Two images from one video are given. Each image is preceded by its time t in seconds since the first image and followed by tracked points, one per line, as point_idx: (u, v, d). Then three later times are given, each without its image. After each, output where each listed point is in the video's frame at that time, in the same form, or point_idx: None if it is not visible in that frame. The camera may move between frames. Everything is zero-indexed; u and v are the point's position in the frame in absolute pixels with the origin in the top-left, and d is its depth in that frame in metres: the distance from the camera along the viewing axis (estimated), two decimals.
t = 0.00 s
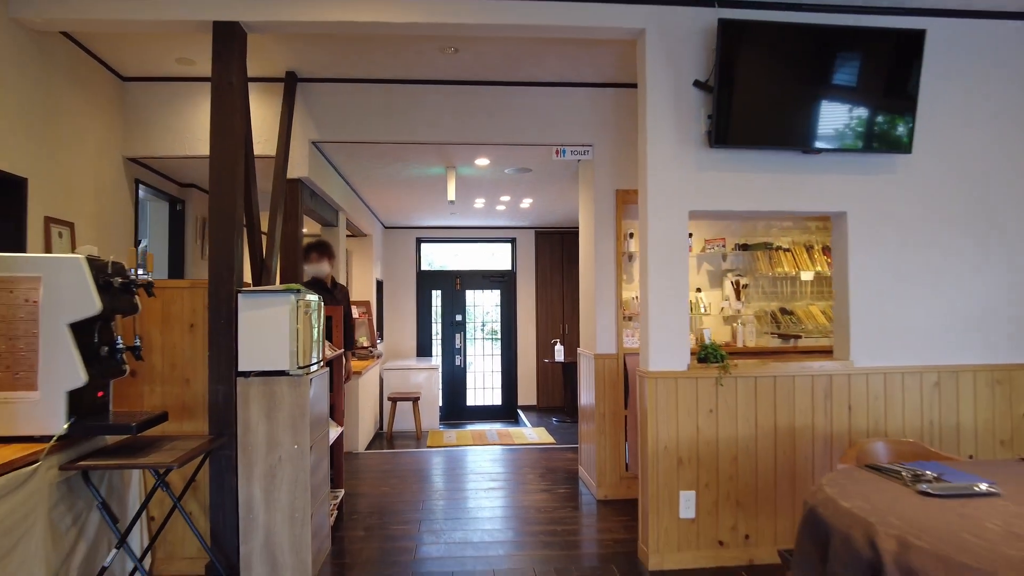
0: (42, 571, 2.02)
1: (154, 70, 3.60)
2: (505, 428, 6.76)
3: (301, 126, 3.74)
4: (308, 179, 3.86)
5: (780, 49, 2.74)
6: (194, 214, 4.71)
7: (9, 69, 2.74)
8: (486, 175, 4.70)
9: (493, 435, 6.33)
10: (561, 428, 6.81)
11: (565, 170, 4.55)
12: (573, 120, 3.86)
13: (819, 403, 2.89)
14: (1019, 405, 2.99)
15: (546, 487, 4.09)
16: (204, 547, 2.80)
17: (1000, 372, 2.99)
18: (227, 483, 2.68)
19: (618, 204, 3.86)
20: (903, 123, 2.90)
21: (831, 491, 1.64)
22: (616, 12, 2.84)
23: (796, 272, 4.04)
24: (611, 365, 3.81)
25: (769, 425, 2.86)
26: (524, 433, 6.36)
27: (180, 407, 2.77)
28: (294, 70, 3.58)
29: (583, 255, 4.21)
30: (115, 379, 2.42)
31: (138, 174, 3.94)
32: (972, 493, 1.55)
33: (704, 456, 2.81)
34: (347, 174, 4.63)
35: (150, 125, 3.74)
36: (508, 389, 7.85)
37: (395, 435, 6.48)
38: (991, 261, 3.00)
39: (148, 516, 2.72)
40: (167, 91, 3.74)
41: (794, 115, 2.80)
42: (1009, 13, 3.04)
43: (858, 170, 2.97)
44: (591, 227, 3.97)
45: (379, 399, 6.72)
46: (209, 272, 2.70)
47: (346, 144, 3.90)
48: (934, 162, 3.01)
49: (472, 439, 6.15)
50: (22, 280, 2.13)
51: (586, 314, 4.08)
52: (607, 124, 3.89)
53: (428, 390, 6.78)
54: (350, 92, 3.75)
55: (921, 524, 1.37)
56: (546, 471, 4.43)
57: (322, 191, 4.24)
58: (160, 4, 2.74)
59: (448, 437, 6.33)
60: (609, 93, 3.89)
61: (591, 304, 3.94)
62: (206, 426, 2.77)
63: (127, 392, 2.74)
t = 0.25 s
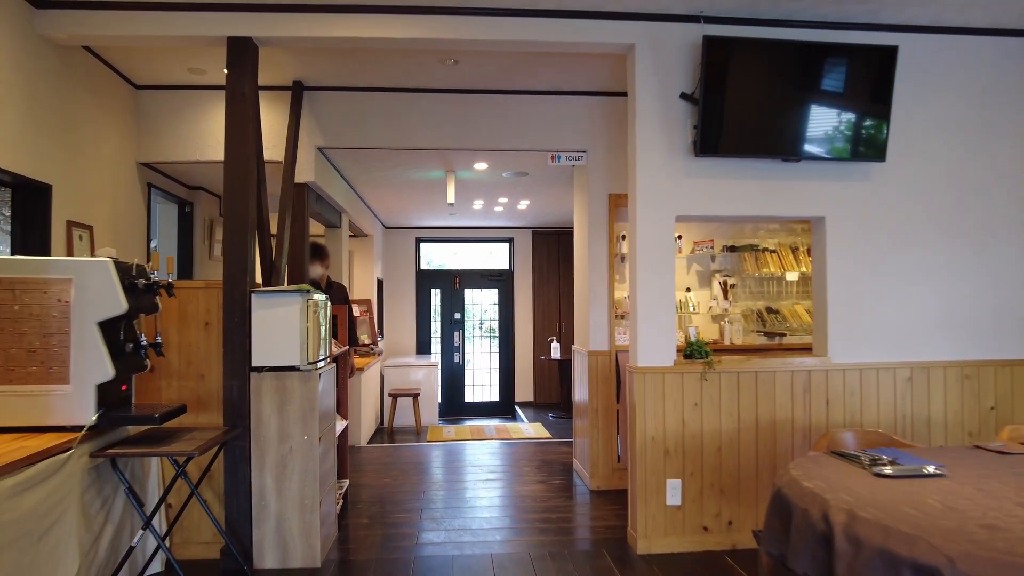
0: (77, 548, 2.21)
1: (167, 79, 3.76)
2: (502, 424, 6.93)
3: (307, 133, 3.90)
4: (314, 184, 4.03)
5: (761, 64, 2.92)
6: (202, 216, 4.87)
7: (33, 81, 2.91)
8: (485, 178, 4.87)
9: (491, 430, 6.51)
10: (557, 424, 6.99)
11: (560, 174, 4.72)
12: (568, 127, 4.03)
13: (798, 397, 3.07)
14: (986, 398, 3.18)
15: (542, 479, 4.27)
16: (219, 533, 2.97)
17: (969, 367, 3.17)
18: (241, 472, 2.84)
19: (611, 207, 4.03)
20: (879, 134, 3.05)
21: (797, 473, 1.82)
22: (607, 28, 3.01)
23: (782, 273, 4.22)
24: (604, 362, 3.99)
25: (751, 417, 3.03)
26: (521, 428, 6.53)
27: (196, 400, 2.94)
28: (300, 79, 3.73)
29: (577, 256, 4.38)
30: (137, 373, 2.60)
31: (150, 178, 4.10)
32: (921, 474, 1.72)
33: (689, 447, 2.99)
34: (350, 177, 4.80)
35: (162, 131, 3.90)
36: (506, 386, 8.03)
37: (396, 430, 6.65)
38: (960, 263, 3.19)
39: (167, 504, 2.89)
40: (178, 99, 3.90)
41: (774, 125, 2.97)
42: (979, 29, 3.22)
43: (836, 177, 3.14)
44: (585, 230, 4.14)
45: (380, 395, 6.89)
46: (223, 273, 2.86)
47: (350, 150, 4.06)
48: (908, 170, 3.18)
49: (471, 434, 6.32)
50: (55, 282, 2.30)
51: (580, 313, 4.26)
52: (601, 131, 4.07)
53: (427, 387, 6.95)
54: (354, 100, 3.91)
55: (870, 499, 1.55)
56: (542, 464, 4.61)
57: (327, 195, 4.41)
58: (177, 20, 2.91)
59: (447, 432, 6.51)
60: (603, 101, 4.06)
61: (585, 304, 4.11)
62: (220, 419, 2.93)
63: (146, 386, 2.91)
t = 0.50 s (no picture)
0: (101, 532, 2.38)
1: (177, 87, 3.92)
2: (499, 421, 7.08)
3: (311, 139, 4.05)
4: (319, 188, 4.18)
5: (744, 77, 3.08)
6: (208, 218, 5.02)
7: (54, 93, 3.06)
8: (483, 182, 5.02)
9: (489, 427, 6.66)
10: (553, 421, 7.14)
11: (555, 178, 4.87)
12: (563, 133, 4.19)
13: (780, 393, 3.22)
14: (959, 394, 3.34)
15: (537, 473, 4.42)
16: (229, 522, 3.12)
17: (943, 364, 3.34)
18: (251, 462, 2.98)
19: (604, 211, 4.19)
20: (855, 143, 3.23)
21: (769, 460, 1.98)
22: (598, 42, 3.16)
23: (769, 274, 4.39)
24: (597, 360, 4.15)
25: (735, 412, 3.20)
26: (518, 425, 6.69)
27: (208, 395, 3.08)
28: (305, 88, 3.87)
29: (572, 257, 4.54)
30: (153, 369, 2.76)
31: (160, 182, 4.25)
32: (881, 461, 1.88)
33: (676, 441, 3.15)
34: (352, 181, 4.95)
35: (171, 137, 4.05)
36: (503, 384, 8.18)
37: (396, 427, 6.81)
38: (934, 266, 3.36)
39: (180, 494, 3.04)
40: (187, 106, 4.05)
41: (757, 135, 3.14)
42: (952, 43, 3.38)
43: (816, 183, 3.31)
44: (579, 232, 4.30)
45: (380, 392, 7.04)
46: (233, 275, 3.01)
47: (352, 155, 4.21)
48: (885, 177, 3.35)
49: (468, 430, 6.48)
50: (79, 284, 2.46)
51: (575, 312, 4.42)
52: (594, 138, 4.23)
53: (426, 385, 7.10)
54: (356, 108, 4.06)
55: (831, 482, 1.72)
56: (537, 458, 4.76)
57: (330, 198, 4.56)
58: (190, 34, 3.06)
59: (446, 429, 6.66)
60: (596, 109, 4.22)
61: (579, 304, 4.27)
62: (231, 413, 3.09)
63: (160, 381, 3.06)
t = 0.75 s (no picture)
0: (120, 522, 2.51)
1: (185, 94, 4.04)
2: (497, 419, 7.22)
3: (315, 145, 4.18)
4: (323, 192, 4.31)
5: (732, 88, 3.22)
6: (214, 221, 5.14)
7: (71, 102, 3.18)
8: (482, 185, 5.16)
9: (487, 424, 6.80)
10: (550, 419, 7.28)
11: (552, 182, 5.01)
12: (559, 139, 4.32)
13: (767, 390, 3.36)
14: (939, 392, 3.49)
15: (534, 468, 4.55)
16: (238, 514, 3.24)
17: (923, 363, 3.48)
18: (260, 457, 3.11)
19: (599, 215, 4.32)
20: (840, 151, 3.36)
21: (751, 452, 2.12)
22: (593, 54, 3.30)
23: (759, 276, 4.53)
24: (592, 359, 4.29)
25: (724, 409, 3.33)
26: (515, 423, 6.82)
27: (218, 392, 3.21)
28: (310, 96, 4.00)
29: (568, 259, 4.68)
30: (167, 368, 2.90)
31: (167, 186, 4.38)
32: (854, 453, 2.02)
33: (668, 436, 3.29)
34: (355, 185, 5.08)
35: (180, 143, 4.17)
36: (501, 383, 8.31)
37: (396, 425, 6.94)
38: (915, 268, 3.50)
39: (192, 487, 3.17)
40: (195, 113, 4.18)
41: (745, 143, 3.27)
42: (933, 54, 3.53)
43: (802, 189, 3.45)
44: (575, 235, 4.44)
45: (380, 391, 7.17)
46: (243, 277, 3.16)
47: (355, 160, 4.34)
48: (869, 183, 3.49)
49: (467, 428, 6.61)
50: (99, 286, 2.60)
51: (571, 313, 4.55)
52: (590, 143, 4.36)
53: (426, 383, 7.23)
54: (359, 115, 4.19)
55: (806, 471, 1.86)
56: (535, 454, 4.89)
57: (333, 201, 4.68)
58: (201, 46, 3.19)
59: (445, 426, 6.79)
60: (591, 115, 4.35)
61: (575, 304, 4.41)
62: (240, 410, 3.21)
63: (172, 379, 3.18)
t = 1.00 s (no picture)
0: (137, 512, 2.64)
1: (193, 99, 4.15)
2: (497, 417, 7.33)
3: (320, 149, 4.29)
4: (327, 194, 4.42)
5: (723, 95, 3.34)
6: (219, 222, 5.25)
7: (85, 109, 3.30)
8: (482, 187, 5.28)
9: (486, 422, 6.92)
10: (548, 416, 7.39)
11: (550, 185, 5.12)
12: (557, 143, 4.44)
13: (757, 387, 3.48)
14: (923, 389, 3.61)
15: (532, 463, 4.68)
16: (247, 505, 3.35)
17: (908, 361, 3.60)
18: (268, 451, 3.23)
19: (596, 217, 4.44)
20: (827, 157, 3.48)
21: (737, 444, 2.24)
22: (589, 62, 3.42)
23: (751, 277, 4.66)
24: (589, 357, 4.41)
25: (716, 405, 3.46)
26: (514, 420, 6.94)
27: (228, 389, 3.33)
28: (315, 101, 4.11)
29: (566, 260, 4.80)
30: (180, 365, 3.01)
31: (175, 188, 4.49)
32: (834, 445, 2.14)
33: (661, 431, 3.41)
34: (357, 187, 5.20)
35: (187, 146, 4.28)
36: (500, 381, 8.44)
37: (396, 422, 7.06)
38: (901, 270, 3.62)
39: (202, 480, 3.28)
40: (202, 117, 4.29)
41: (736, 148, 3.39)
42: (919, 62, 3.64)
43: (791, 193, 3.56)
44: (573, 236, 4.56)
45: (382, 388, 7.29)
46: (251, 278, 3.29)
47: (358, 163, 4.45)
48: (856, 187, 3.61)
49: (467, 425, 6.73)
50: (116, 286, 2.71)
51: (568, 312, 4.68)
52: (587, 147, 4.48)
53: (426, 381, 7.35)
54: (363, 119, 4.30)
55: (787, 461, 1.98)
56: (533, 450, 5.02)
57: (336, 203, 4.80)
58: (212, 55, 3.31)
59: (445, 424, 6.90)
60: (589, 120, 4.47)
61: (573, 303, 4.53)
62: (249, 405, 3.33)
63: (183, 375, 3.30)
